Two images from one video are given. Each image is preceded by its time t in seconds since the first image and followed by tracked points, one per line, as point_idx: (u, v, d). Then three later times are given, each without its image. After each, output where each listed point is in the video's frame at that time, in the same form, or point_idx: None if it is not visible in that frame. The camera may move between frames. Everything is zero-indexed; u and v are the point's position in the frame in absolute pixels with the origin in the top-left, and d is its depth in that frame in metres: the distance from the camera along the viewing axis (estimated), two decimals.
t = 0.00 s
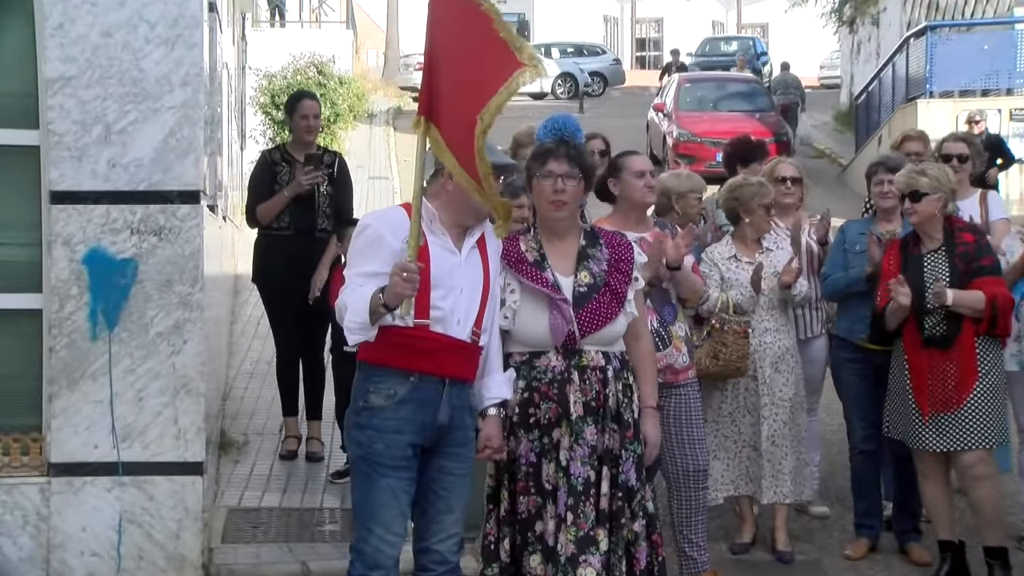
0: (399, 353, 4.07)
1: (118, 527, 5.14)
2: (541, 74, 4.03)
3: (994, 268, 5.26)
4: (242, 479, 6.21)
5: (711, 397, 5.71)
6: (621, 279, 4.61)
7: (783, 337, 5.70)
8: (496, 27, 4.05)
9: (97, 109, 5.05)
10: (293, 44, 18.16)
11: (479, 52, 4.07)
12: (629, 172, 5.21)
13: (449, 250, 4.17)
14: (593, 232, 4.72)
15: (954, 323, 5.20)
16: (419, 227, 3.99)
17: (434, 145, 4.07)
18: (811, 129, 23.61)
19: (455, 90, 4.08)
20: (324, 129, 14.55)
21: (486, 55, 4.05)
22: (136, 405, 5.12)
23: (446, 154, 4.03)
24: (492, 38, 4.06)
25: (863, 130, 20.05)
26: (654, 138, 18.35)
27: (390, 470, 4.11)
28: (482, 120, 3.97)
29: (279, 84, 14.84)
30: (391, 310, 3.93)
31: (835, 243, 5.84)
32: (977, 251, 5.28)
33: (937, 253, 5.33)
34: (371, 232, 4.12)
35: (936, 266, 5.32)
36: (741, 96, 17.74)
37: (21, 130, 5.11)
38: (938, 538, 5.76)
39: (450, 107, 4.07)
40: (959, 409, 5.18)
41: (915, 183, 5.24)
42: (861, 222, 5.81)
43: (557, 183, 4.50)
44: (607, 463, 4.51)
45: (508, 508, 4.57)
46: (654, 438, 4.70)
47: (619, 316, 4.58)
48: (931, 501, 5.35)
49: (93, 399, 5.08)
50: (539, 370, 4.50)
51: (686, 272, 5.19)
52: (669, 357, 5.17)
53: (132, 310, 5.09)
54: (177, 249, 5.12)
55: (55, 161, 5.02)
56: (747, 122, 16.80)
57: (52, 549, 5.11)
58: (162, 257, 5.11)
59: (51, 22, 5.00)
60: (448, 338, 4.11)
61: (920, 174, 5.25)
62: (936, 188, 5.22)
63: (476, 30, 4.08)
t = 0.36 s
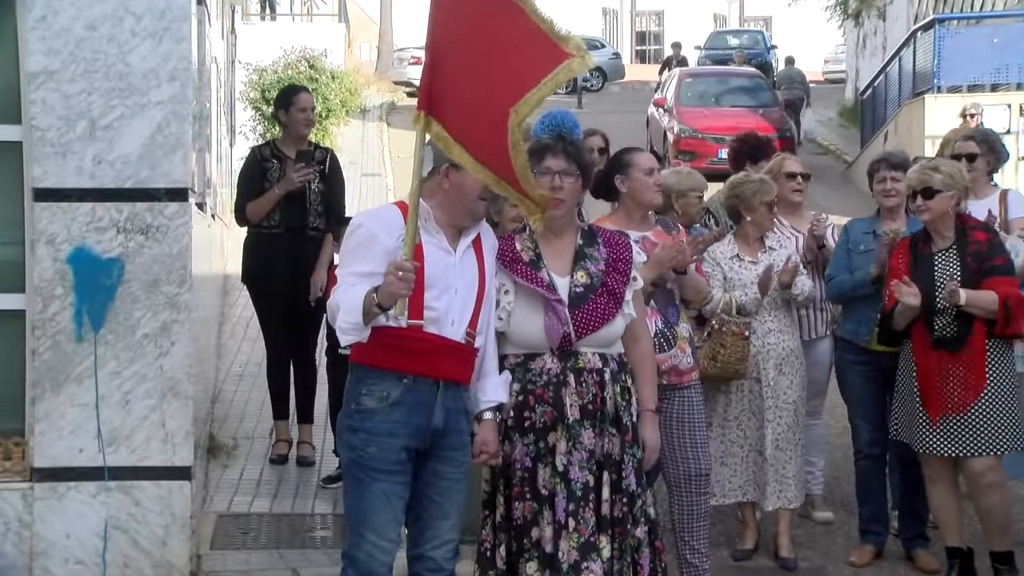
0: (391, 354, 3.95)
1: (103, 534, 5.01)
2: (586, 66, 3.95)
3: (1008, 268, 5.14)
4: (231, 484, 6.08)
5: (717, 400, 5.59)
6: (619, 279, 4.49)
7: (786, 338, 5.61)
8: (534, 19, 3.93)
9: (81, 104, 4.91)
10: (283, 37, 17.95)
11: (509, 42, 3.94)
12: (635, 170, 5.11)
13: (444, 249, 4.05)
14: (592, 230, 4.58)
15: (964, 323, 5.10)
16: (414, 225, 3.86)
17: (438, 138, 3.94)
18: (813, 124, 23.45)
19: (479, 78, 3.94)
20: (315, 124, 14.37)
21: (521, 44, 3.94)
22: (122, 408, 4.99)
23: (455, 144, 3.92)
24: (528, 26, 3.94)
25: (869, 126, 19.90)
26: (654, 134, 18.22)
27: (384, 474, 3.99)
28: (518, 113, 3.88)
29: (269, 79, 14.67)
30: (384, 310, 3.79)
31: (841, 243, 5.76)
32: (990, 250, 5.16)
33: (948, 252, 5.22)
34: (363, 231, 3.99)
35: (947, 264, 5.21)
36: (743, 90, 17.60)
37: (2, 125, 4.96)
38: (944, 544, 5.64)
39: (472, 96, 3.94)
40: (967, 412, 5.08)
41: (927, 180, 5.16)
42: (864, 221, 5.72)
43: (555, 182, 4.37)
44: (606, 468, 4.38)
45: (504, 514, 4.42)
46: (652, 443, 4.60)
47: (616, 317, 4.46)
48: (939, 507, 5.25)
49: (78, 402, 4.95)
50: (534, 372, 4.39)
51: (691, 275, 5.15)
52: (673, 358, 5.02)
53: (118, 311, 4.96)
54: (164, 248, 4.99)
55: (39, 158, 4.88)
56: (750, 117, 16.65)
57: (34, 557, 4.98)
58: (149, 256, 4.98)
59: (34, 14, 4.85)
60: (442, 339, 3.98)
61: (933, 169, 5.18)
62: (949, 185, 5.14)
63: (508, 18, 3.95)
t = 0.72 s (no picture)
0: (383, 354, 3.81)
1: (87, 540, 4.87)
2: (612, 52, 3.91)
3: None
4: (221, 488, 5.93)
5: (722, 402, 5.48)
6: (617, 276, 4.35)
7: (792, 338, 5.48)
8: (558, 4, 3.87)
9: (64, 97, 4.76)
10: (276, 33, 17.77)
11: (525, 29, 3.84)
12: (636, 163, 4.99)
13: (435, 246, 3.92)
14: (588, 228, 4.44)
15: (981, 323, 5.03)
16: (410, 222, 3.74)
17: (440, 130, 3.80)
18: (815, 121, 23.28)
19: (490, 66, 3.81)
20: (307, 119, 14.21)
21: (544, 28, 3.85)
22: (107, 410, 4.85)
23: (458, 135, 3.77)
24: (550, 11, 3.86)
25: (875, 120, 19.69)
26: (654, 129, 18.06)
27: (374, 477, 3.85)
28: (540, 100, 3.77)
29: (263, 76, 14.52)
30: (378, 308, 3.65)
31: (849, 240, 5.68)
32: (1010, 249, 5.11)
33: (966, 249, 5.16)
34: (354, 229, 3.85)
35: (965, 261, 5.15)
36: (746, 82, 17.39)
37: None
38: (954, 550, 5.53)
39: (487, 83, 3.80)
40: (984, 414, 5.01)
41: (949, 173, 5.11)
42: (872, 218, 5.64)
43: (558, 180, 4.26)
44: (602, 472, 4.25)
45: (499, 519, 4.29)
46: (650, 445, 4.42)
47: (615, 316, 4.32)
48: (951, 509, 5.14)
49: (62, 404, 4.80)
50: (530, 374, 4.26)
51: (694, 271, 5.05)
52: (677, 357, 4.89)
53: (103, 311, 4.82)
54: (151, 245, 4.84)
55: (21, 152, 4.73)
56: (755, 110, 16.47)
57: (16, 564, 4.84)
58: (136, 254, 4.83)
59: (15, 4, 4.71)
60: (435, 339, 3.85)
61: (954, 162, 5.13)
62: (972, 178, 5.09)
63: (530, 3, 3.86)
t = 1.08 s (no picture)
0: (364, 357, 3.69)
1: (71, 546, 4.74)
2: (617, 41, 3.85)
3: None
4: (210, 493, 5.80)
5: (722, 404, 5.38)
6: (617, 276, 4.23)
7: (796, 338, 5.35)
8: None
9: (49, 91, 4.63)
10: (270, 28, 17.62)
11: (523, 24, 3.70)
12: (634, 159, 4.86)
13: (414, 245, 3.78)
14: (587, 225, 4.32)
15: (1008, 320, 4.96)
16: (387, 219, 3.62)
17: (416, 124, 3.58)
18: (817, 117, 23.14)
19: (481, 59, 3.64)
20: (299, 114, 14.07)
21: (542, 13, 3.72)
22: (93, 413, 4.71)
23: (438, 128, 3.58)
24: None
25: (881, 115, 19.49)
26: (655, 125, 17.94)
27: (360, 483, 3.73)
28: (542, 88, 3.64)
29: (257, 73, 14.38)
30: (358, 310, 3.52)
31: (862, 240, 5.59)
32: None
33: (992, 244, 5.08)
34: (330, 231, 3.71)
35: (990, 256, 5.07)
36: (749, 76, 17.25)
37: None
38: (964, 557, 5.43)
39: (478, 73, 3.63)
40: (1010, 414, 4.95)
41: (988, 167, 5.01)
42: (884, 219, 5.57)
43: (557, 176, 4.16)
44: (604, 476, 4.12)
45: (497, 525, 4.17)
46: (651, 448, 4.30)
47: (615, 317, 4.21)
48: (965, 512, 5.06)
49: (46, 407, 4.67)
50: (527, 376, 4.13)
51: (693, 269, 4.82)
52: (678, 359, 4.77)
53: (88, 311, 4.68)
54: (137, 243, 4.71)
55: (4, 147, 4.59)
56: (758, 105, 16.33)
57: None
58: (122, 252, 4.70)
59: None
60: (419, 341, 3.71)
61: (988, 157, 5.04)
62: (1006, 174, 5.03)
63: None
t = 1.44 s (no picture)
0: (335, 362, 3.54)
1: (65, 552, 4.62)
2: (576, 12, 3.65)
3: None
4: (207, 497, 5.68)
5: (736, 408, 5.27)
6: (624, 275, 4.10)
7: (809, 339, 5.24)
8: None
9: (42, 85, 4.50)
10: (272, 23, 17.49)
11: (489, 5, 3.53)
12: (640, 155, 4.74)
13: (384, 244, 3.62)
14: (593, 222, 4.18)
15: None
16: (350, 215, 3.48)
17: (371, 114, 3.46)
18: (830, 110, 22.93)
19: (437, 43, 3.50)
20: (300, 108, 13.94)
21: None
22: (88, 416, 4.59)
23: (394, 119, 3.45)
24: None
25: (900, 108, 19.28)
26: (664, 120, 17.82)
27: (336, 490, 3.59)
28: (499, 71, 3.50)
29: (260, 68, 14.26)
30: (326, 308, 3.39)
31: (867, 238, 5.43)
32: None
33: None
34: (295, 231, 3.58)
35: None
36: (762, 70, 17.11)
37: None
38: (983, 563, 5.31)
39: (436, 58, 3.49)
40: None
41: None
42: (890, 216, 5.41)
43: (561, 172, 4.05)
44: (612, 482, 4.00)
45: (502, 534, 4.02)
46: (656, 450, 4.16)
47: (621, 318, 4.08)
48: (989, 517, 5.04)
49: (39, 409, 4.54)
50: (532, 379, 4.01)
51: (707, 269, 4.70)
52: (687, 361, 4.64)
53: (82, 310, 4.55)
54: (133, 241, 4.58)
55: None
56: (768, 100, 16.20)
57: None
58: (118, 250, 4.57)
59: None
60: (389, 344, 3.55)
61: None
62: None
63: None
